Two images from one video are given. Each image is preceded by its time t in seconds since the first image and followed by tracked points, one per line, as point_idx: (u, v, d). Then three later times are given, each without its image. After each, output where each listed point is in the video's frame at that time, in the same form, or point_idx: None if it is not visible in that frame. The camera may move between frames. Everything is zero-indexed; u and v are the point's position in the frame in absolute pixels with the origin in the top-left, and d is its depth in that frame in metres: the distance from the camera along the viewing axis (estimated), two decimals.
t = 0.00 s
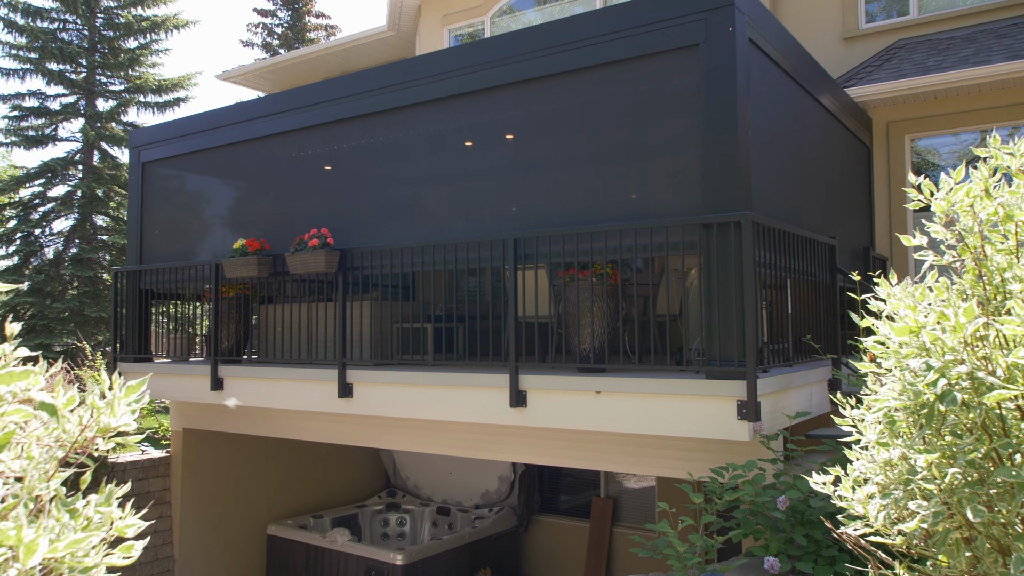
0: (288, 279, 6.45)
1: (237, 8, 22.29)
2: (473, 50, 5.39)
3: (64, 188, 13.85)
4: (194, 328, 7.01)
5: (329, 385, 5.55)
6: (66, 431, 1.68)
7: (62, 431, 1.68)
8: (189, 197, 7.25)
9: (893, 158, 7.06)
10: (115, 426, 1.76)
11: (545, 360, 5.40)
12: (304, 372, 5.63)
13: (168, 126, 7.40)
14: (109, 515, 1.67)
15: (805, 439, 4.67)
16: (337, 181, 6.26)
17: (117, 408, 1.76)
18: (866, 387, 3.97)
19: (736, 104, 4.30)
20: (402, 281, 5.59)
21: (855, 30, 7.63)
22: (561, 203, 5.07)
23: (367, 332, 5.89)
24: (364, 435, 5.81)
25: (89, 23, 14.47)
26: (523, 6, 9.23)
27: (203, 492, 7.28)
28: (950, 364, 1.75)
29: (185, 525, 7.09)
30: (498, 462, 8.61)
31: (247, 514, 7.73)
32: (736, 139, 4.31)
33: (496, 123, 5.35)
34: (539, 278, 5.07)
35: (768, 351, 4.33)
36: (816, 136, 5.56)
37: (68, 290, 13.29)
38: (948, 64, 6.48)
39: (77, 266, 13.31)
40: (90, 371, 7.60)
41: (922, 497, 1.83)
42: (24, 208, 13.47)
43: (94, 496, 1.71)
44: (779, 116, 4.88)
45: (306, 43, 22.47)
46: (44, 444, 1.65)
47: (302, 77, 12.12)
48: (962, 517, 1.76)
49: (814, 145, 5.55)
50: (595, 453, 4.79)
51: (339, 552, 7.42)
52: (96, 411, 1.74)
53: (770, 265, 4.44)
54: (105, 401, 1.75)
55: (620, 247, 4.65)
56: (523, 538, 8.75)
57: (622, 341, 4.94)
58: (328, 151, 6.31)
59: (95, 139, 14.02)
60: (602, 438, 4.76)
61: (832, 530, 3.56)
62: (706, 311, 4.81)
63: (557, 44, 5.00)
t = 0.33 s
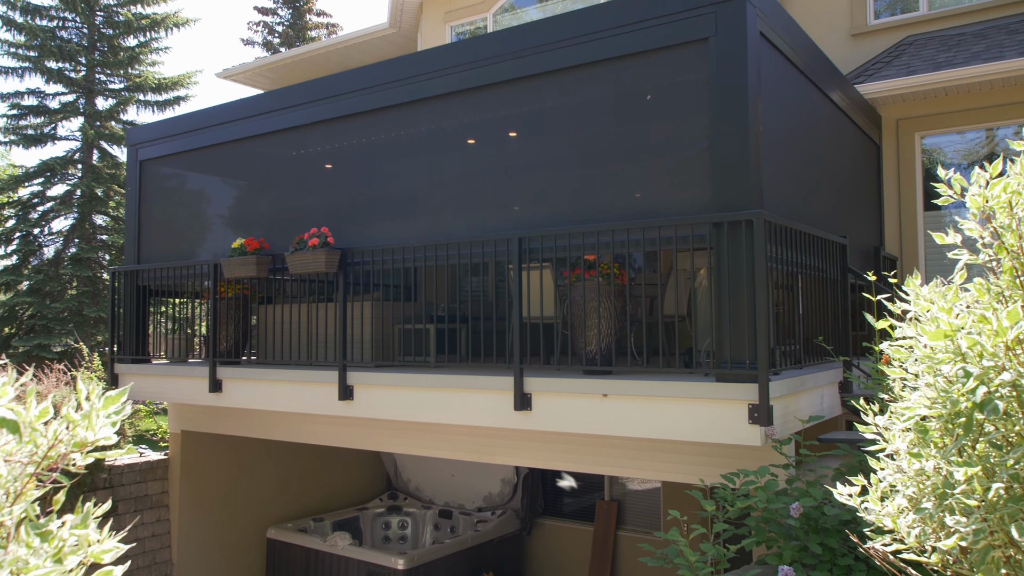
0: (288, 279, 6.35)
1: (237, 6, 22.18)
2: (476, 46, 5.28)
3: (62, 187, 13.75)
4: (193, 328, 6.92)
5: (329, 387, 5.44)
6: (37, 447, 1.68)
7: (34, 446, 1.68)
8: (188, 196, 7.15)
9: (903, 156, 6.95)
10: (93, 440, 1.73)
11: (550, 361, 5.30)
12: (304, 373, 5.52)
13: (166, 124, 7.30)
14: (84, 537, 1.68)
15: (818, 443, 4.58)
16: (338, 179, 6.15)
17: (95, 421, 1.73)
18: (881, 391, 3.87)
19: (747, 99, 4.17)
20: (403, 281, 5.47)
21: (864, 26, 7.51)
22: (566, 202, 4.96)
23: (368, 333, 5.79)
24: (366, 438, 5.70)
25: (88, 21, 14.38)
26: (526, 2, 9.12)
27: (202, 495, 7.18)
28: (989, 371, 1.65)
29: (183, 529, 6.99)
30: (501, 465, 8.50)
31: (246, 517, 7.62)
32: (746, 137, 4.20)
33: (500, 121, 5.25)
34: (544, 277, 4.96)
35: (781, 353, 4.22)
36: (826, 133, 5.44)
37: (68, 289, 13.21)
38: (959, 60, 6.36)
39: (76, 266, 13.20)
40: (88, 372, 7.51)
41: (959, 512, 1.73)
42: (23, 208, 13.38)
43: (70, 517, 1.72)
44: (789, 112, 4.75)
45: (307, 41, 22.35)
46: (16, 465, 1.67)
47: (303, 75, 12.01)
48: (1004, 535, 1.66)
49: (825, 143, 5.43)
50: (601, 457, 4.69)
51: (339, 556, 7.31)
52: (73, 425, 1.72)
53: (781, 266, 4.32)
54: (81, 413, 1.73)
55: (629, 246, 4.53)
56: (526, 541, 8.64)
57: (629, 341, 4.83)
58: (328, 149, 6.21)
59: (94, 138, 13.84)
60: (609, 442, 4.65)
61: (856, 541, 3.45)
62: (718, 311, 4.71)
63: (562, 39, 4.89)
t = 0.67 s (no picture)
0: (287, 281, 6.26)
1: (237, 7, 22.12)
2: (478, 43, 5.19)
3: (62, 188, 13.68)
4: (190, 331, 6.83)
5: (328, 391, 5.35)
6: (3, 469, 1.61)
7: None
8: (186, 197, 7.07)
9: (911, 156, 6.85)
10: (64, 460, 1.67)
11: (553, 365, 5.21)
12: (303, 377, 5.43)
13: (164, 124, 7.22)
14: (52, 565, 1.60)
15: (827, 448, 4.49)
16: (337, 180, 6.07)
17: (67, 439, 1.67)
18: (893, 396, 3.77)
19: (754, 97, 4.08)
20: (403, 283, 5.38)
21: (870, 24, 7.41)
22: (569, 202, 4.87)
23: (367, 336, 5.69)
24: (365, 443, 5.62)
25: (87, 21, 14.31)
26: (528, 1, 9.03)
27: (201, 500, 7.10)
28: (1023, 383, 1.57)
29: (181, 535, 6.91)
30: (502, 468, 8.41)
31: (245, 522, 7.52)
32: (754, 136, 4.10)
33: (502, 120, 5.15)
34: (547, 279, 4.87)
35: (790, 357, 4.13)
36: (834, 132, 5.35)
37: (67, 290, 13.15)
38: (968, 58, 6.26)
39: (75, 267, 13.12)
40: (85, 375, 7.42)
41: (991, 532, 1.64)
42: (22, 208, 13.32)
43: (38, 543, 1.64)
44: (797, 111, 4.66)
45: (308, 41, 22.28)
46: None
47: (303, 76, 11.92)
48: None
49: (833, 142, 5.33)
50: (605, 463, 4.60)
51: (339, 562, 7.20)
52: (42, 444, 1.65)
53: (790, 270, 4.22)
54: (52, 430, 1.66)
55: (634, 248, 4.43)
56: (528, 546, 8.55)
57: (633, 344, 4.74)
58: (328, 149, 6.12)
59: (93, 139, 13.80)
60: (613, 447, 4.55)
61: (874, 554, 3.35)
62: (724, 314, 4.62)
63: (566, 36, 4.80)
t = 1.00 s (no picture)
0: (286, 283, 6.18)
1: (238, 7, 22.06)
2: (480, 41, 5.09)
3: (62, 189, 13.63)
4: (188, 334, 6.74)
5: (328, 396, 5.26)
6: None
7: None
8: (185, 197, 6.99)
9: (919, 156, 6.75)
10: (32, 483, 1.58)
11: (556, 368, 5.11)
12: (302, 381, 5.34)
13: (161, 125, 7.14)
14: None
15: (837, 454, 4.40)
16: (338, 181, 5.98)
17: (35, 463, 1.58)
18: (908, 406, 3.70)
19: (763, 94, 3.97)
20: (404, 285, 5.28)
21: (878, 22, 7.31)
22: (573, 203, 4.77)
23: (367, 340, 5.60)
24: (366, 448, 5.52)
25: (87, 22, 14.24)
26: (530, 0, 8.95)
27: (199, 505, 7.01)
28: None
29: (179, 541, 6.81)
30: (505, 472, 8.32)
31: (245, 527, 7.44)
32: (763, 136, 4.00)
33: (505, 120, 5.06)
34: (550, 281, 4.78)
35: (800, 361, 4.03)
36: (843, 132, 5.25)
37: (67, 291, 13.09)
38: (979, 56, 6.15)
39: (75, 268, 13.05)
40: (83, 378, 7.34)
41: None
42: (22, 210, 13.26)
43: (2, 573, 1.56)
44: (806, 110, 4.56)
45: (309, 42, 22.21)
46: None
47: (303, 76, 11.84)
48: None
49: (842, 142, 5.24)
50: (609, 469, 4.51)
51: (339, 567, 7.09)
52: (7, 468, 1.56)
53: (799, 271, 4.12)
54: (19, 450, 1.58)
55: (639, 249, 4.32)
56: (531, 551, 8.46)
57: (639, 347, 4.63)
58: (328, 149, 6.03)
59: (93, 140, 13.73)
60: (618, 453, 4.46)
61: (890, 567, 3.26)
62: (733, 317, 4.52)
63: (569, 33, 4.70)
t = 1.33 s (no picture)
0: (286, 285, 6.09)
1: (240, 6, 22.00)
2: (483, 38, 4.99)
3: (62, 189, 13.56)
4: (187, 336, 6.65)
5: (328, 400, 5.16)
6: None
7: None
8: (184, 198, 6.90)
9: (930, 156, 6.62)
10: None
11: (560, 372, 5.01)
12: (302, 385, 5.24)
13: (160, 124, 7.05)
14: None
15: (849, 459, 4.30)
16: (339, 181, 5.88)
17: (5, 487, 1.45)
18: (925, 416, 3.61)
19: (775, 91, 3.86)
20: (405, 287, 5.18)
21: (887, 19, 7.19)
22: (578, 204, 4.66)
23: (368, 342, 5.50)
24: (367, 452, 5.43)
25: (88, 21, 14.18)
26: None
27: (199, 510, 6.92)
28: None
29: (178, 546, 6.72)
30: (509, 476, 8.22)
31: (245, 532, 7.34)
32: (774, 134, 3.88)
33: (508, 118, 4.96)
34: (555, 283, 4.66)
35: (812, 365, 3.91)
36: (854, 130, 5.13)
37: (68, 291, 13.04)
38: (992, 52, 6.03)
39: (75, 269, 12.98)
40: (81, 381, 7.24)
41: None
42: (22, 210, 13.20)
43: None
44: (817, 108, 4.44)
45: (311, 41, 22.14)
46: None
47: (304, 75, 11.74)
48: None
49: (853, 140, 5.12)
50: (615, 476, 4.40)
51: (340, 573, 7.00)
52: None
53: (810, 274, 4.00)
54: None
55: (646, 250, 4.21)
56: (535, 556, 8.36)
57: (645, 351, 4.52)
58: (328, 149, 5.94)
59: (93, 139, 13.65)
60: (624, 459, 4.35)
61: None
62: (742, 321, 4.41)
63: (575, 29, 4.59)
